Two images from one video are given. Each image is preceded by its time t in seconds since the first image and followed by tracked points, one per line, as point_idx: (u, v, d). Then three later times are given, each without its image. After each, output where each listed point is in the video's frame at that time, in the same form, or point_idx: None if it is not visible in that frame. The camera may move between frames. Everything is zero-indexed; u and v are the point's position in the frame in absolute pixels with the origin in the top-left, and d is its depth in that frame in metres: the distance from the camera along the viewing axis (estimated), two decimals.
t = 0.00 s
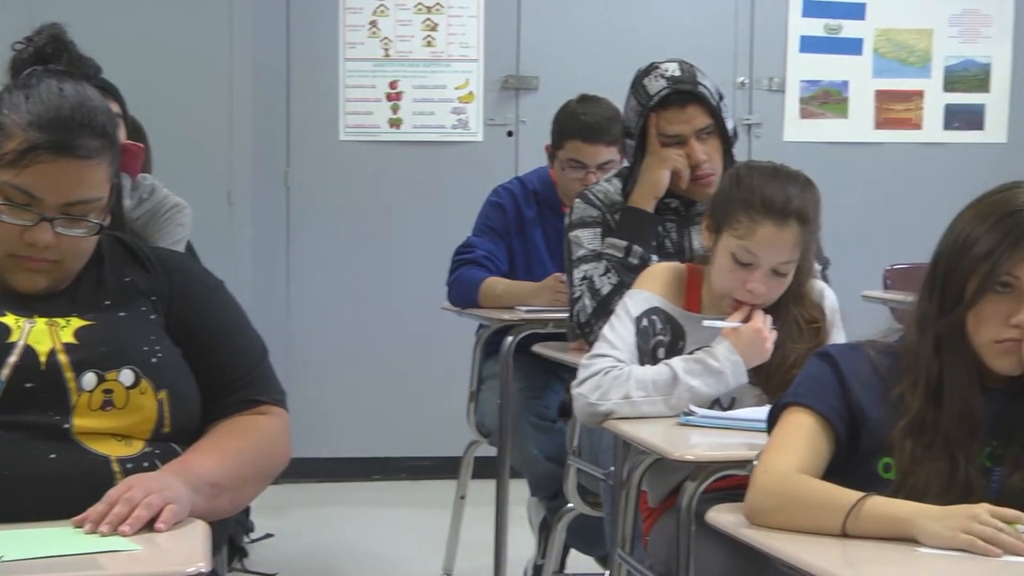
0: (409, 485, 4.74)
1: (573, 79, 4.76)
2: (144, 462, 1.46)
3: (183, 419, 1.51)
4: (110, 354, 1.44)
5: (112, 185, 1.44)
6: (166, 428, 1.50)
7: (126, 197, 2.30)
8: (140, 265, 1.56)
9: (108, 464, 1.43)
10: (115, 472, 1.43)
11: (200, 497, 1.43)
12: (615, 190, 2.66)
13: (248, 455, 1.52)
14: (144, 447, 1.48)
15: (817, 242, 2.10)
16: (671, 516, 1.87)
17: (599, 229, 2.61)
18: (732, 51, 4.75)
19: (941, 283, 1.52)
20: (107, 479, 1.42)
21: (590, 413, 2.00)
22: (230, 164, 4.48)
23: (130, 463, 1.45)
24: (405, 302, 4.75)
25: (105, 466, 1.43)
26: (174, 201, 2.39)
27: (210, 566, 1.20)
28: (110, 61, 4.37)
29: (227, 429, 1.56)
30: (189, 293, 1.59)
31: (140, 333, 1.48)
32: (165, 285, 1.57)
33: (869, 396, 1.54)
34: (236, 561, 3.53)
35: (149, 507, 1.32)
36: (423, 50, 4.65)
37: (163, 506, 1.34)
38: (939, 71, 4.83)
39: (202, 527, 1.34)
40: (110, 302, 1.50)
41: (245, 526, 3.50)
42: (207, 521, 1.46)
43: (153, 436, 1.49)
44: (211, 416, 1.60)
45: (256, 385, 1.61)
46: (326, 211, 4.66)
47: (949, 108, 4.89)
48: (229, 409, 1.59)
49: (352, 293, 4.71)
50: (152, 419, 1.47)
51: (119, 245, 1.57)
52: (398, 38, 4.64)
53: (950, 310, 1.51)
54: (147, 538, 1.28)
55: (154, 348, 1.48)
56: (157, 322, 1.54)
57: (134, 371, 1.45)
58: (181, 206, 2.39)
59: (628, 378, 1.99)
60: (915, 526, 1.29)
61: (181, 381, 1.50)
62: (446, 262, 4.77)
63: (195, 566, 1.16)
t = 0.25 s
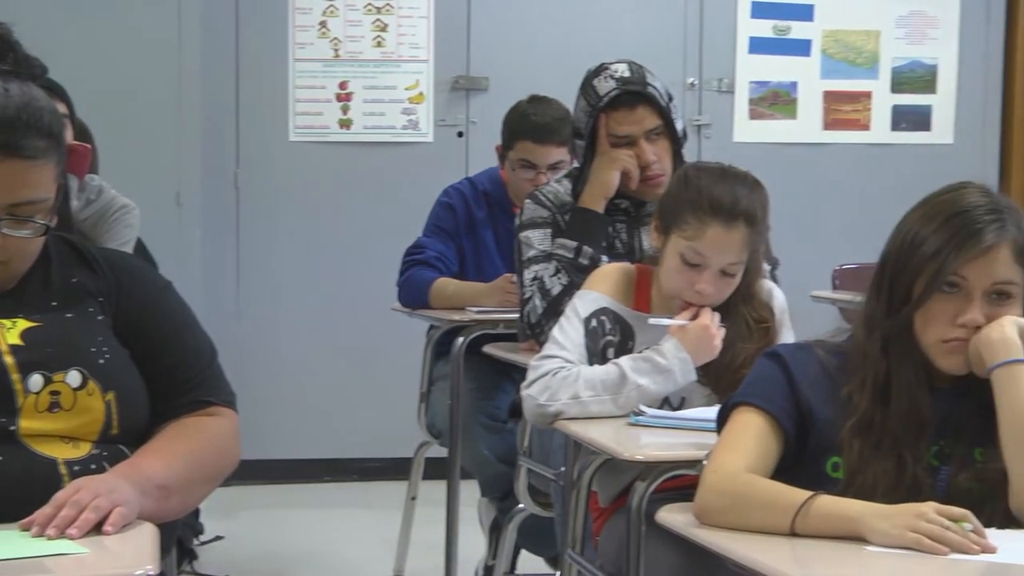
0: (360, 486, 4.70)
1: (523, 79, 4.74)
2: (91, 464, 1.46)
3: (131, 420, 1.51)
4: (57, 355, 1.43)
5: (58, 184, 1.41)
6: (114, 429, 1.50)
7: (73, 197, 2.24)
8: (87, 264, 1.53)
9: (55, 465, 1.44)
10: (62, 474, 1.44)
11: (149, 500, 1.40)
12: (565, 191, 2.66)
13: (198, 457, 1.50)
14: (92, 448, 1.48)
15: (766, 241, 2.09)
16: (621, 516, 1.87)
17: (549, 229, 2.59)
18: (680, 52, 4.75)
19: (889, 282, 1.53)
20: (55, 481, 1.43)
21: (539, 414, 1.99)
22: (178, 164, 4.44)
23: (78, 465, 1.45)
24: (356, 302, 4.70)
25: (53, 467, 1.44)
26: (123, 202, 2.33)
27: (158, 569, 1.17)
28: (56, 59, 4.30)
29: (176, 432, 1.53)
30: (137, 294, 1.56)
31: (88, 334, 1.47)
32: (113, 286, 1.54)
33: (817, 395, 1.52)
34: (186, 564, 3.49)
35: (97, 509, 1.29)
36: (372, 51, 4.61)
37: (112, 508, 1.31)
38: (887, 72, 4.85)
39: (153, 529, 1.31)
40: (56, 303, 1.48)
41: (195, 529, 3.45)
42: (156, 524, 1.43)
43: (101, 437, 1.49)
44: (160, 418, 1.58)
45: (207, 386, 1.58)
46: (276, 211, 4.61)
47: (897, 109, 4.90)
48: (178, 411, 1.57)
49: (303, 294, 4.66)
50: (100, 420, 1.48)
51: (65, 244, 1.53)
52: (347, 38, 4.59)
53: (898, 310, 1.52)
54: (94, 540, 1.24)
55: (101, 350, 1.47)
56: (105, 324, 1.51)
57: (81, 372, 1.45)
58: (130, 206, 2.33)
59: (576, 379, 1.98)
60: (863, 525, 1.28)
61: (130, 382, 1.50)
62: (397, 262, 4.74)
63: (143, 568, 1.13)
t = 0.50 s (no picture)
0: (317, 488, 4.65)
1: (480, 78, 4.71)
2: (46, 466, 1.45)
3: (87, 422, 1.49)
4: (11, 356, 1.41)
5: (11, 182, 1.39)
6: (69, 430, 1.48)
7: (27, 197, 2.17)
8: (41, 264, 1.49)
9: (10, 468, 1.43)
10: (16, 477, 1.43)
11: (102, 501, 1.38)
12: (523, 192, 2.62)
13: (153, 457, 1.47)
14: (46, 450, 1.47)
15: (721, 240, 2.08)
16: (578, 516, 1.86)
17: (506, 229, 2.57)
18: (635, 53, 4.74)
19: (844, 282, 1.52)
20: (9, 483, 1.42)
21: (496, 415, 1.97)
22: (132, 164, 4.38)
23: (32, 466, 1.44)
24: (313, 303, 4.65)
25: (7, 469, 1.42)
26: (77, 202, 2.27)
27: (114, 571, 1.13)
28: (9, 55, 4.24)
29: (131, 432, 1.50)
30: (94, 294, 1.52)
31: (42, 334, 1.45)
32: (68, 286, 1.51)
33: (773, 395, 1.51)
34: (141, 566, 3.44)
35: (51, 511, 1.25)
36: (329, 51, 4.56)
37: (67, 510, 1.27)
38: (842, 73, 4.85)
39: (109, 531, 1.27)
40: (10, 304, 1.44)
41: (150, 530, 3.40)
42: (109, 526, 1.42)
43: (55, 438, 1.48)
44: (114, 419, 1.55)
45: (163, 387, 1.56)
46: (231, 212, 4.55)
47: (852, 109, 4.89)
48: (133, 412, 1.54)
49: (259, 295, 4.60)
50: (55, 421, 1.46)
51: (18, 243, 1.48)
52: (304, 39, 4.53)
53: (853, 309, 1.51)
54: (49, 543, 1.21)
55: (55, 351, 1.45)
56: (59, 325, 1.48)
57: (35, 373, 1.43)
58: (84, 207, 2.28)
59: (533, 380, 1.96)
60: (819, 524, 1.27)
61: (85, 383, 1.48)
62: (354, 262, 4.69)
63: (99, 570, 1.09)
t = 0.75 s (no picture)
0: (276, 487, 4.59)
1: (438, 75, 4.68)
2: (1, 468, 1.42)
3: (43, 422, 1.47)
4: None
5: None
6: (24, 431, 1.46)
7: None
8: None
9: None
10: None
11: (56, 502, 1.35)
12: (482, 191, 2.58)
13: (110, 458, 1.44)
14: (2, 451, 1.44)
15: (678, 237, 2.07)
16: (537, 515, 1.84)
17: (465, 228, 2.54)
18: (593, 52, 4.73)
19: (802, 280, 1.51)
20: None
21: (454, 414, 1.95)
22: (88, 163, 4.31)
23: None
24: (271, 302, 4.59)
25: None
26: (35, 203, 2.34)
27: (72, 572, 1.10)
28: None
29: (87, 432, 1.47)
30: (49, 293, 1.49)
31: None
32: (23, 285, 1.47)
33: (731, 392, 1.50)
34: (98, 566, 3.39)
35: (6, 513, 1.22)
36: (287, 50, 4.51)
37: (22, 511, 1.24)
38: (800, 72, 4.86)
39: (66, 531, 1.24)
40: None
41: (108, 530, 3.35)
42: (64, 527, 1.39)
43: (11, 439, 1.45)
44: (70, 420, 1.52)
45: (120, 386, 1.53)
46: (189, 211, 4.50)
47: (809, 109, 4.90)
48: (89, 412, 1.51)
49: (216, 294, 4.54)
50: (10, 422, 1.44)
51: None
52: (262, 38, 4.49)
53: (811, 307, 1.50)
54: (4, 544, 1.17)
55: (10, 350, 1.42)
56: (14, 325, 1.45)
57: None
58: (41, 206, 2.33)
59: (491, 378, 1.95)
60: (777, 521, 1.26)
61: (40, 383, 1.45)
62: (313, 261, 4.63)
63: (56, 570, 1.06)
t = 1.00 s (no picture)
0: (231, 484, 4.53)
1: (394, 70, 4.63)
2: None
3: None
4: None
5: None
6: None
7: None
8: None
9: None
10: None
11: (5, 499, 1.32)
12: (437, 186, 2.58)
13: (61, 454, 1.41)
14: None
15: (635, 235, 2.07)
16: (493, 510, 1.84)
17: (421, 224, 2.52)
18: (550, 48, 4.71)
19: (756, 275, 1.50)
20: None
21: (408, 411, 1.93)
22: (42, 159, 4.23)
23: None
24: (225, 298, 4.53)
25: None
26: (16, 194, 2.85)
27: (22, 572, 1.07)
28: None
29: (38, 429, 1.44)
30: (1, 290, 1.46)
31: None
32: None
33: (686, 386, 1.49)
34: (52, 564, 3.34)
35: None
36: (242, 45, 4.46)
37: None
38: (754, 68, 4.85)
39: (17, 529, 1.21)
40: None
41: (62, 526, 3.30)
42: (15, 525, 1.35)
43: None
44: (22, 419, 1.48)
45: (73, 384, 1.49)
46: (143, 207, 4.44)
47: (764, 104, 4.89)
48: (41, 410, 1.47)
49: (169, 290, 4.48)
50: None
51: None
52: (216, 33, 4.44)
53: (765, 303, 1.49)
54: None
55: None
56: None
57: None
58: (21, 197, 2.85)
59: (445, 374, 1.93)
60: (731, 515, 1.26)
61: None
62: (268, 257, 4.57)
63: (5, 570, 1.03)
